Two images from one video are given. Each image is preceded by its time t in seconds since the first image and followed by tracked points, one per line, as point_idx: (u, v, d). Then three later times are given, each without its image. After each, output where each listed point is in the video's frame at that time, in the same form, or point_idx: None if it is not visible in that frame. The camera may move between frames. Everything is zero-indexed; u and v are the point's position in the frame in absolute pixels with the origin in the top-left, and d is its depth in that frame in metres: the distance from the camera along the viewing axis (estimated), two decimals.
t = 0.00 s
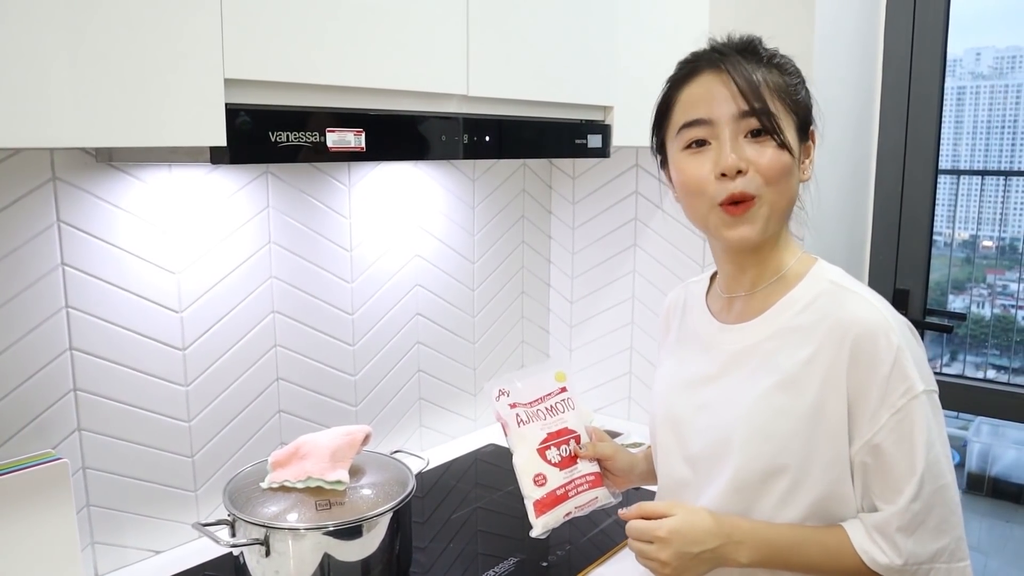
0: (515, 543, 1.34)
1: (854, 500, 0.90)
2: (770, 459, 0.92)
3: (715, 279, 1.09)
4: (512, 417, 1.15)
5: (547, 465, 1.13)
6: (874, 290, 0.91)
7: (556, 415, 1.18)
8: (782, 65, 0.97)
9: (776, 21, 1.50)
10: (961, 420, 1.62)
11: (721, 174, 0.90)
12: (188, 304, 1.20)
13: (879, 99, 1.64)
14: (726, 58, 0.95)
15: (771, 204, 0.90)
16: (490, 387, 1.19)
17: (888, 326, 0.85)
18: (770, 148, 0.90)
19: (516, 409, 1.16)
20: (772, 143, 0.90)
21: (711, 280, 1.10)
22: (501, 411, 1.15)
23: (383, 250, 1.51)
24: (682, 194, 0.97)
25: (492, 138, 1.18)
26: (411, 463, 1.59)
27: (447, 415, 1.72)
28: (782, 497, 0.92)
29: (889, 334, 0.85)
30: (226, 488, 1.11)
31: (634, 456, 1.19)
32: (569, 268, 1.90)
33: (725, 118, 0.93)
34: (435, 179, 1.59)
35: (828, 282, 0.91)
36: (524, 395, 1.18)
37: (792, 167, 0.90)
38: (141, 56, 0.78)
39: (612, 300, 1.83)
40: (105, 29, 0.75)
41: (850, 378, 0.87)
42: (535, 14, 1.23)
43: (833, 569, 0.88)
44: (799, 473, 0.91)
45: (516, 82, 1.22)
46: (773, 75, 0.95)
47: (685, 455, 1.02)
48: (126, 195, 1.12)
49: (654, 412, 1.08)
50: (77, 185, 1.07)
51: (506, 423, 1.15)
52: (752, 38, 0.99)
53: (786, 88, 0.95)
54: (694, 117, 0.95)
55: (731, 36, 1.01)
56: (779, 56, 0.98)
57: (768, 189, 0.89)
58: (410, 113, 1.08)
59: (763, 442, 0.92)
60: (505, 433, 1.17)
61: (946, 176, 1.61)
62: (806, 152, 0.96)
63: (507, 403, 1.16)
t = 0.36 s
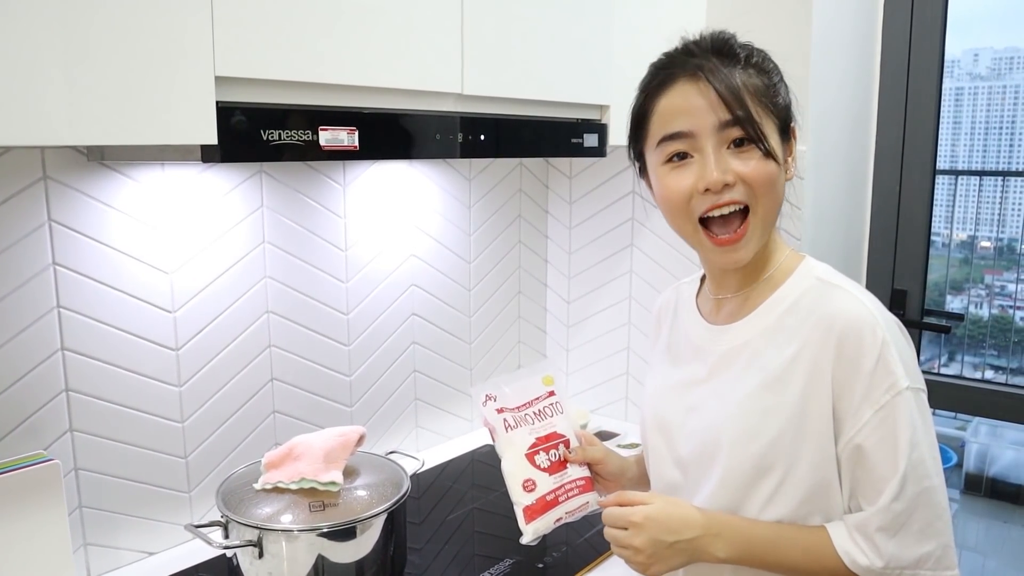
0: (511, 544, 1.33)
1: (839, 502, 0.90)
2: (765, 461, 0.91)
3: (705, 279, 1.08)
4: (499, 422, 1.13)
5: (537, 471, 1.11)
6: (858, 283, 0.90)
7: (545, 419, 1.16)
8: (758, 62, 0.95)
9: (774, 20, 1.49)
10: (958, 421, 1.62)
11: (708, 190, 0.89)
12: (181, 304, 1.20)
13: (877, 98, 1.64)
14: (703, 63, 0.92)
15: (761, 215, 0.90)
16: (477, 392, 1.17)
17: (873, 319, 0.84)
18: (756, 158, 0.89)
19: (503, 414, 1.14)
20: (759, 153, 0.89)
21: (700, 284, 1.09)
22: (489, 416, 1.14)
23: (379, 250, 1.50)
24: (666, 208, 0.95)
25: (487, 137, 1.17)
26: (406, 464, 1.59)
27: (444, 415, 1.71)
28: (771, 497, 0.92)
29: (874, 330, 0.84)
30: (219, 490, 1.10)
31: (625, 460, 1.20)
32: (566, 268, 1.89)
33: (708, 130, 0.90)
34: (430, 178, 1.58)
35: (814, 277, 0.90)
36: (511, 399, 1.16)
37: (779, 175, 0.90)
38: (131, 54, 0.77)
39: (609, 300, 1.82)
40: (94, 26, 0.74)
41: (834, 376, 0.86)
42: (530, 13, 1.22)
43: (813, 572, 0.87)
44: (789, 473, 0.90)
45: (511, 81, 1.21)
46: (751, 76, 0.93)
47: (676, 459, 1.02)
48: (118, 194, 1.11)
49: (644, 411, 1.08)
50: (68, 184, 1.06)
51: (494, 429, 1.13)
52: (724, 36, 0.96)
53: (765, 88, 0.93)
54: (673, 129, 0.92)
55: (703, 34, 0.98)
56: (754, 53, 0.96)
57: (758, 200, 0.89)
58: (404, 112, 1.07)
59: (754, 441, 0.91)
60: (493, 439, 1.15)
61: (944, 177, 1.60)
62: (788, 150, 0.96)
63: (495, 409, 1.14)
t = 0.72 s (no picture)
0: (515, 543, 1.32)
1: (843, 510, 0.88)
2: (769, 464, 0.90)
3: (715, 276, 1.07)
4: (490, 422, 1.13)
5: (531, 467, 1.10)
6: (867, 292, 0.89)
7: (536, 416, 1.15)
8: (758, 53, 0.89)
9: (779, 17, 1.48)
10: (965, 420, 1.61)
11: (671, 190, 0.91)
12: (183, 302, 1.19)
13: (884, 96, 1.62)
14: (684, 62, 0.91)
15: (723, 216, 0.89)
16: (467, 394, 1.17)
17: (877, 331, 0.83)
18: (720, 162, 0.87)
19: (494, 413, 1.14)
20: (719, 158, 0.87)
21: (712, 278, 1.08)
22: (479, 416, 1.13)
23: (382, 248, 1.49)
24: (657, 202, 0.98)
25: (490, 134, 1.16)
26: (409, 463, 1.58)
27: (447, 414, 1.70)
28: (771, 502, 0.90)
29: (877, 341, 0.83)
30: (220, 489, 1.10)
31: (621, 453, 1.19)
32: (571, 266, 1.88)
33: (676, 131, 0.91)
34: (434, 175, 1.58)
35: (823, 282, 0.89)
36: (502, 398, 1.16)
37: (746, 180, 0.87)
38: (129, 50, 0.76)
39: (613, 298, 1.81)
40: (92, 22, 0.74)
41: (836, 386, 0.85)
42: (533, 9, 1.21)
43: None
44: (791, 477, 0.89)
45: (514, 78, 1.20)
46: (740, 71, 0.88)
47: (674, 460, 1.00)
48: (119, 192, 1.10)
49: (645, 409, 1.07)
50: (69, 181, 1.05)
51: (486, 429, 1.13)
52: (727, 25, 0.92)
53: (756, 83, 0.87)
54: (655, 126, 0.94)
55: (708, 23, 0.95)
56: (757, 41, 0.90)
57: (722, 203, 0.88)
58: (407, 108, 1.06)
59: (751, 446, 0.90)
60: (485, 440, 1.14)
61: (950, 174, 1.59)
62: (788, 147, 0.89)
63: (485, 409, 1.14)
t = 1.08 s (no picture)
0: (516, 540, 1.32)
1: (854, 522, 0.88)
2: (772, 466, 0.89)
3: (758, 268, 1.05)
4: (459, 389, 1.12)
5: (505, 424, 1.08)
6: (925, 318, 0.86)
7: (506, 382, 1.15)
8: (751, 43, 0.88)
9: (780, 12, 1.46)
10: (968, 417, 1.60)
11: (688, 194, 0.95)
12: (182, 298, 1.19)
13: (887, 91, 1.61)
14: (686, 68, 0.95)
15: (729, 216, 0.90)
16: (434, 370, 1.18)
17: (929, 362, 0.80)
18: (711, 163, 0.89)
19: (461, 381, 1.14)
20: (708, 160, 0.89)
21: (754, 271, 1.06)
22: (448, 387, 1.13)
23: (382, 243, 1.49)
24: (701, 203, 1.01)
25: (490, 129, 1.15)
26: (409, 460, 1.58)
27: (447, 410, 1.70)
28: (794, 516, 0.90)
29: (927, 374, 0.80)
30: (219, 486, 1.09)
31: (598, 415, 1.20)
32: (572, 262, 1.88)
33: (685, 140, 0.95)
34: (435, 171, 1.57)
35: (878, 297, 0.87)
36: (473, 370, 1.16)
37: (737, 176, 0.87)
38: (126, 45, 0.76)
39: (615, 295, 1.81)
40: (87, 16, 0.73)
41: (877, 408, 0.83)
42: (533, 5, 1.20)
43: None
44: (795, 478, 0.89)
45: (514, 73, 1.19)
46: (729, 67, 0.89)
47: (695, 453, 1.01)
48: (118, 188, 1.10)
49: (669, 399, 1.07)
50: (68, 177, 1.05)
51: (456, 397, 1.12)
52: (729, 19, 0.92)
53: (744, 76, 0.87)
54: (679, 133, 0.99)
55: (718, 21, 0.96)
56: (754, 29, 0.89)
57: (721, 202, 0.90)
58: (406, 103, 1.05)
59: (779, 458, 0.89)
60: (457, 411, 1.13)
61: (953, 170, 1.57)
62: (788, 133, 0.86)
63: (452, 378, 1.15)
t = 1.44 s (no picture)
0: (518, 541, 1.32)
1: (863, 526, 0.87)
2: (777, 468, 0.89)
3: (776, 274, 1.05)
4: (471, 375, 1.12)
5: (516, 414, 1.08)
6: (958, 330, 0.85)
7: (518, 371, 1.15)
8: (746, 54, 0.89)
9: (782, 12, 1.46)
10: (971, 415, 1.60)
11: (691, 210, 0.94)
12: (185, 298, 1.19)
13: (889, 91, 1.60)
14: (682, 86, 0.95)
15: (735, 227, 0.89)
16: (447, 356, 1.17)
17: (963, 373, 0.80)
18: (712, 176, 0.89)
19: (474, 368, 1.13)
20: (710, 171, 0.89)
21: (772, 277, 1.06)
22: (460, 373, 1.13)
23: (385, 244, 1.49)
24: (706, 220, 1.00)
25: (492, 130, 1.15)
26: (411, 460, 1.58)
27: (450, 410, 1.70)
28: (813, 523, 0.90)
29: (962, 384, 0.79)
30: (222, 486, 1.10)
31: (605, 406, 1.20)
32: (573, 262, 1.88)
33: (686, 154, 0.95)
34: (436, 172, 1.57)
35: (908, 308, 0.86)
36: (485, 358, 1.16)
37: (740, 186, 0.87)
38: (129, 46, 0.76)
39: (617, 295, 1.81)
40: (90, 18, 0.73)
41: (909, 421, 0.82)
42: (534, 5, 1.20)
43: None
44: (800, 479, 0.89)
45: (515, 74, 1.19)
46: (725, 80, 0.89)
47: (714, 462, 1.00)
48: (121, 188, 1.10)
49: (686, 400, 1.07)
50: (71, 178, 1.05)
51: (467, 384, 1.12)
52: (723, 34, 0.93)
53: (740, 87, 0.87)
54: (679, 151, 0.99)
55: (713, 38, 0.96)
56: (748, 41, 0.89)
57: (724, 215, 0.89)
58: (408, 105, 1.05)
59: (804, 466, 0.90)
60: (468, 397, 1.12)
61: (955, 169, 1.57)
62: (788, 141, 0.85)
63: (465, 364, 1.14)
